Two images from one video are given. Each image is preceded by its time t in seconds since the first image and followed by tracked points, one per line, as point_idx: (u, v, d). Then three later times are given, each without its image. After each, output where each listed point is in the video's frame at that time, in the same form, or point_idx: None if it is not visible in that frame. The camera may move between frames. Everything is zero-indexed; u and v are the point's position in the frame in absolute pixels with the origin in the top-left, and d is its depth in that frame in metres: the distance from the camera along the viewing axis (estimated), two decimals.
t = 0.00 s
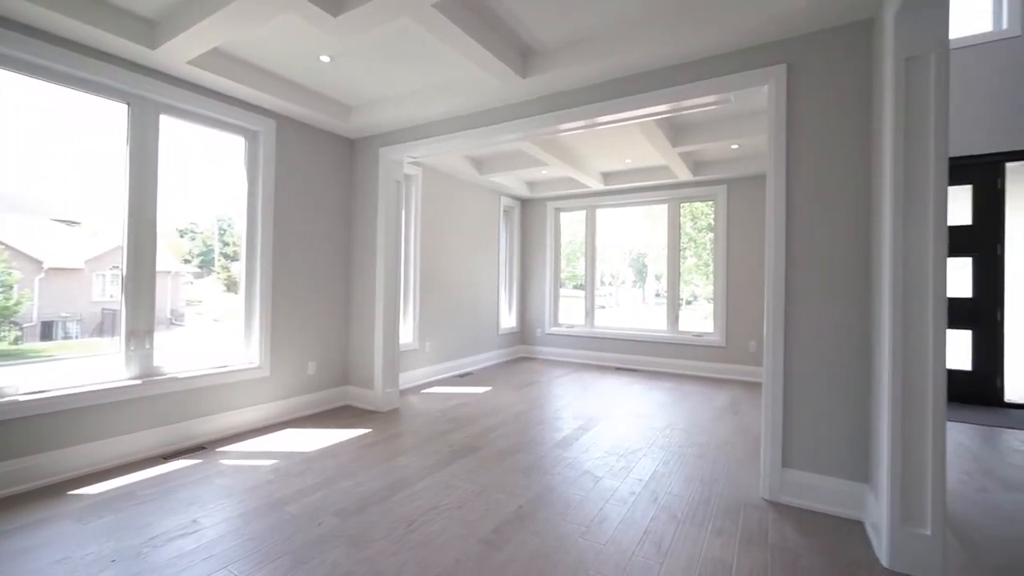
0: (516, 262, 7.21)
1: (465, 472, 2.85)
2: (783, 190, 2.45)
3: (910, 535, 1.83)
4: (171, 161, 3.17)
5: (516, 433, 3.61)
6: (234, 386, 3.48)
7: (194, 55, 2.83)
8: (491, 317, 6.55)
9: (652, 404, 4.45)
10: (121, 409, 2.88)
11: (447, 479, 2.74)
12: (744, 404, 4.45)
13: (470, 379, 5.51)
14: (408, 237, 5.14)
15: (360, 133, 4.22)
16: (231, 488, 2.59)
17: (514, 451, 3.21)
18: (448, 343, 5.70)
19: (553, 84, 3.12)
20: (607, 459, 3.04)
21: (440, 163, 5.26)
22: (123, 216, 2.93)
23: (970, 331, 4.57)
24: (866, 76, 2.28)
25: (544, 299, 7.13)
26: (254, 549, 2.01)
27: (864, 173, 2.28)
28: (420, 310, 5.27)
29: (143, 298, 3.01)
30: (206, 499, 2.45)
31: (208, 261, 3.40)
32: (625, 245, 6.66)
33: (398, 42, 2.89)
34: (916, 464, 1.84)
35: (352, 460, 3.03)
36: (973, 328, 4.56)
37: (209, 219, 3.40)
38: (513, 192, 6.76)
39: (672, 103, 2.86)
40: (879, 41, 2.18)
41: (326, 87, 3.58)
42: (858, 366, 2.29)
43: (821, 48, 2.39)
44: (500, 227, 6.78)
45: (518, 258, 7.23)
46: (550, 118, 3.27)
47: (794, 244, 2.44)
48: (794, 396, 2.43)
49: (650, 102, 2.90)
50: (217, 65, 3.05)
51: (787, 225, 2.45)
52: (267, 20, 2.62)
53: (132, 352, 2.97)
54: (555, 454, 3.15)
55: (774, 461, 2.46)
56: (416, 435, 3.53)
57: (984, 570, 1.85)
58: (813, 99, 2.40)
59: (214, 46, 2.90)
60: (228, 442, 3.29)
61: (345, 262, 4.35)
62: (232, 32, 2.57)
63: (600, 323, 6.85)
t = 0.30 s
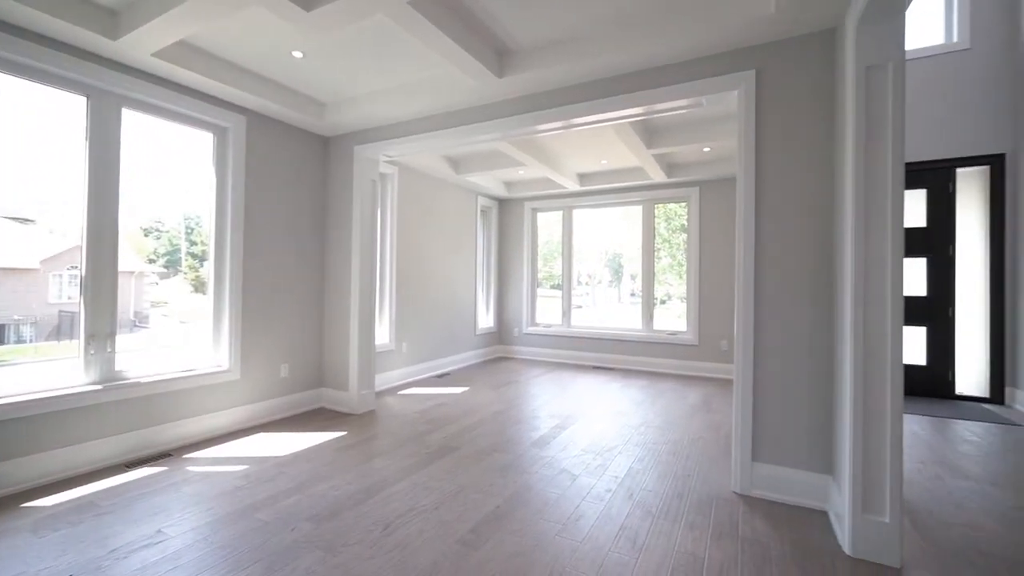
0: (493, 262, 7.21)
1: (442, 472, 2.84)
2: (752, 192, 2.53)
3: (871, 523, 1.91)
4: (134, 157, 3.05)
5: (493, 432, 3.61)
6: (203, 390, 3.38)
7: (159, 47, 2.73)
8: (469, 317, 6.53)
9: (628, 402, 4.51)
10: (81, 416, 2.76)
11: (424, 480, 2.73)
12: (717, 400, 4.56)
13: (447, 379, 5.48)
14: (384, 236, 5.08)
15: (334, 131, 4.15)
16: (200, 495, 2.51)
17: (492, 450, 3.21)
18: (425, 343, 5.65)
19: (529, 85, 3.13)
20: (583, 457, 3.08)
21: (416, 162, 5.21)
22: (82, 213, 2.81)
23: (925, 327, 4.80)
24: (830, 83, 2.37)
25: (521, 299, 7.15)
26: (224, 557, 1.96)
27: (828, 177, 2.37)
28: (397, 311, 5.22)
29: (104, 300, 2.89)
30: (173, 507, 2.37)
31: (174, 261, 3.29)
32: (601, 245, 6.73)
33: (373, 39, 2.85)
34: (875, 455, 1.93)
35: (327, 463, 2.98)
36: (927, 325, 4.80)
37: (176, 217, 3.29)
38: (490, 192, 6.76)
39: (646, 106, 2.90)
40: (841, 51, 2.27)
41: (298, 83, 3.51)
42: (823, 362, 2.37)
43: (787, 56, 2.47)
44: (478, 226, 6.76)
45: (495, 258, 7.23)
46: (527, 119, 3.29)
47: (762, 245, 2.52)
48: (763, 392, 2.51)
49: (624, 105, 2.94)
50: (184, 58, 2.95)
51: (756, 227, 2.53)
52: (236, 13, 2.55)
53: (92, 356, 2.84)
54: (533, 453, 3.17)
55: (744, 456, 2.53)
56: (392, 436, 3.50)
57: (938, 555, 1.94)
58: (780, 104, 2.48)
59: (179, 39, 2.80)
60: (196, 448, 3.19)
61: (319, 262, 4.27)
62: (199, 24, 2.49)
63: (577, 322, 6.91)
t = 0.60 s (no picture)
0: (468, 262, 7.18)
1: (417, 474, 2.82)
2: (720, 194, 2.61)
3: (831, 512, 2.00)
4: (90, 151, 2.91)
5: (468, 433, 3.60)
6: (165, 394, 3.26)
7: (117, 37, 2.61)
8: (443, 317, 6.49)
9: (603, 401, 4.56)
10: (32, 424, 2.61)
11: (398, 483, 2.70)
12: (687, 397, 4.67)
13: (422, 380, 5.44)
14: (357, 236, 5.02)
15: (304, 128, 4.06)
16: (162, 504, 2.42)
17: (467, 451, 3.20)
18: (399, 344, 5.59)
19: (503, 85, 3.14)
20: (559, 456, 3.11)
21: (390, 161, 5.16)
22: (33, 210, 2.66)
23: (879, 324, 5.05)
24: (792, 90, 2.47)
25: (497, 299, 7.15)
26: (188, 569, 1.89)
27: (790, 180, 2.47)
28: (370, 312, 5.15)
29: (57, 302, 2.75)
30: (133, 518, 2.28)
31: (135, 261, 3.16)
32: (576, 245, 6.80)
33: (345, 35, 2.81)
34: (834, 447, 2.02)
35: (297, 468, 2.91)
36: (882, 322, 5.05)
37: (136, 215, 3.16)
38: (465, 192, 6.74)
39: (618, 109, 2.96)
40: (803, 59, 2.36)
41: (266, 78, 3.42)
42: (787, 359, 2.47)
43: (753, 63, 2.56)
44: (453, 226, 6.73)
45: (470, 258, 7.21)
46: (501, 120, 3.29)
47: (730, 245, 2.60)
48: (731, 387, 2.58)
49: (598, 107, 2.98)
50: (145, 49, 2.84)
51: (724, 228, 2.60)
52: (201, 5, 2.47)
53: (44, 361, 2.70)
54: (509, 452, 3.18)
55: (713, 450, 2.60)
56: (365, 439, 3.45)
57: (891, 540, 2.05)
58: (746, 110, 2.57)
59: (140, 29, 2.69)
60: (158, 455, 3.07)
61: (289, 262, 4.17)
62: (161, 15, 2.40)
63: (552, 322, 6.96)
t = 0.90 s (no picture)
0: (445, 262, 7.14)
1: (393, 476, 2.79)
2: (692, 196, 2.67)
3: (796, 503, 2.07)
4: (46, 145, 2.77)
5: (445, 433, 3.58)
6: (128, 400, 3.13)
7: (75, 26, 2.50)
8: (420, 318, 6.43)
9: (579, 399, 4.61)
10: None
11: (374, 485, 2.66)
12: (661, 395, 4.75)
13: (398, 381, 5.38)
14: (331, 236, 4.93)
15: (276, 124, 3.97)
16: (125, 514, 2.33)
17: (444, 452, 3.19)
18: (374, 345, 5.51)
19: (480, 85, 3.13)
20: (535, 455, 3.12)
21: (365, 160, 5.08)
22: None
23: (842, 322, 5.25)
24: (760, 95, 2.55)
25: (473, 299, 7.13)
26: None
27: (759, 182, 2.54)
28: (345, 312, 5.06)
29: (10, 304, 2.60)
30: (93, 529, 2.18)
31: (95, 261, 3.02)
32: (552, 245, 6.84)
33: (318, 30, 2.75)
34: (800, 440, 2.09)
35: (269, 473, 2.84)
36: (844, 319, 5.25)
37: (96, 213, 3.02)
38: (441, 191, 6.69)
39: (594, 111, 2.99)
40: (771, 66, 2.44)
41: (236, 72, 3.32)
42: (755, 356, 2.54)
43: (724, 69, 2.63)
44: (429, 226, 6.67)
45: (446, 258, 7.17)
46: (478, 119, 3.29)
47: (702, 246, 2.66)
48: (703, 384, 2.65)
49: (573, 108, 3.01)
50: (105, 40, 2.72)
51: (696, 228, 2.66)
52: None
53: None
54: (486, 452, 3.18)
55: (686, 445, 2.66)
56: (340, 442, 3.39)
57: (853, 529, 2.13)
58: (717, 114, 2.64)
59: (100, 19, 2.58)
60: (121, 463, 2.95)
61: (260, 261, 4.06)
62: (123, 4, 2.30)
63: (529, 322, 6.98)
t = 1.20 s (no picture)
0: (427, 262, 7.09)
1: (373, 478, 2.77)
2: (672, 197, 2.71)
3: (772, 497, 2.13)
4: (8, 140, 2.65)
5: (427, 434, 3.56)
6: (97, 404, 3.03)
7: (39, 17, 2.41)
8: (401, 318, 6.38)
9: (562, 399, 4.63)
10: None
11: (354, 488, 2.63)
12: (642, 393, 4.82)
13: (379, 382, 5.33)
14: (311, 236, 4.86)
15: (253, 122, 3.89)
16: (94, 523, 2.25)
17: (426, 453, 3.17)
18: (355, 346, 5.45)
19: (461, 84, 3.12)
20: (518, 455, 3.12)
21: (345, 158, 5.02)
22: None
23: (815, 320, 5.39)
24: (737, 99, 2.60)
25: (456, 299, 7.10)
26: None
27: (736, 183, 2.60)
28: (324, 313, 4.99)
29: None
30: (59, 539, 2.10)
31: (61, 261, 2.91)
32: (534, 245, 6.86)
33: (295, 26, 2.71)
34: (775, 435, 2.15)
35: (246, 477, 2.78)
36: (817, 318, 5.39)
37: (62, 211, 2.91)
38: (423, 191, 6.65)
39: (575, 112, 3.01)
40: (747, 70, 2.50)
41: (210, 68, 3.25)
42: (732, 354, 2.60)
43: (702, 72, 2.68)
44: (410, 226, 6.62)
45: (428, 258, 7.12)
46: (459, 119, 3.28)
47: (681, 246, 2.71)
48: (683, 382, 2.69)
49: (555, 110, 3.03)
50: (72, 32, 2.63)
51: (675, 229, 2.71)
52: None
53: None
54: (468, 453, 3.17)
55: (666, 442, 2.71)
56: (319, 444, 3.34)
57: (825, 521, 2.20)
58: (695, 116, 2.68)
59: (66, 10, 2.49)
60: (89, 470, 2.85)
61: (236, 261, 3.98)
62: None
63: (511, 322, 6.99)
